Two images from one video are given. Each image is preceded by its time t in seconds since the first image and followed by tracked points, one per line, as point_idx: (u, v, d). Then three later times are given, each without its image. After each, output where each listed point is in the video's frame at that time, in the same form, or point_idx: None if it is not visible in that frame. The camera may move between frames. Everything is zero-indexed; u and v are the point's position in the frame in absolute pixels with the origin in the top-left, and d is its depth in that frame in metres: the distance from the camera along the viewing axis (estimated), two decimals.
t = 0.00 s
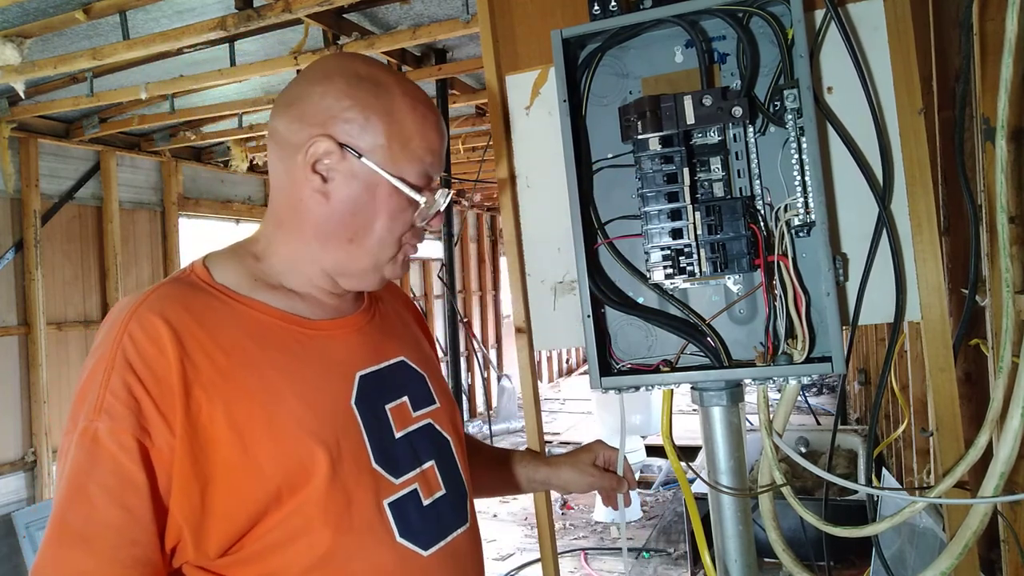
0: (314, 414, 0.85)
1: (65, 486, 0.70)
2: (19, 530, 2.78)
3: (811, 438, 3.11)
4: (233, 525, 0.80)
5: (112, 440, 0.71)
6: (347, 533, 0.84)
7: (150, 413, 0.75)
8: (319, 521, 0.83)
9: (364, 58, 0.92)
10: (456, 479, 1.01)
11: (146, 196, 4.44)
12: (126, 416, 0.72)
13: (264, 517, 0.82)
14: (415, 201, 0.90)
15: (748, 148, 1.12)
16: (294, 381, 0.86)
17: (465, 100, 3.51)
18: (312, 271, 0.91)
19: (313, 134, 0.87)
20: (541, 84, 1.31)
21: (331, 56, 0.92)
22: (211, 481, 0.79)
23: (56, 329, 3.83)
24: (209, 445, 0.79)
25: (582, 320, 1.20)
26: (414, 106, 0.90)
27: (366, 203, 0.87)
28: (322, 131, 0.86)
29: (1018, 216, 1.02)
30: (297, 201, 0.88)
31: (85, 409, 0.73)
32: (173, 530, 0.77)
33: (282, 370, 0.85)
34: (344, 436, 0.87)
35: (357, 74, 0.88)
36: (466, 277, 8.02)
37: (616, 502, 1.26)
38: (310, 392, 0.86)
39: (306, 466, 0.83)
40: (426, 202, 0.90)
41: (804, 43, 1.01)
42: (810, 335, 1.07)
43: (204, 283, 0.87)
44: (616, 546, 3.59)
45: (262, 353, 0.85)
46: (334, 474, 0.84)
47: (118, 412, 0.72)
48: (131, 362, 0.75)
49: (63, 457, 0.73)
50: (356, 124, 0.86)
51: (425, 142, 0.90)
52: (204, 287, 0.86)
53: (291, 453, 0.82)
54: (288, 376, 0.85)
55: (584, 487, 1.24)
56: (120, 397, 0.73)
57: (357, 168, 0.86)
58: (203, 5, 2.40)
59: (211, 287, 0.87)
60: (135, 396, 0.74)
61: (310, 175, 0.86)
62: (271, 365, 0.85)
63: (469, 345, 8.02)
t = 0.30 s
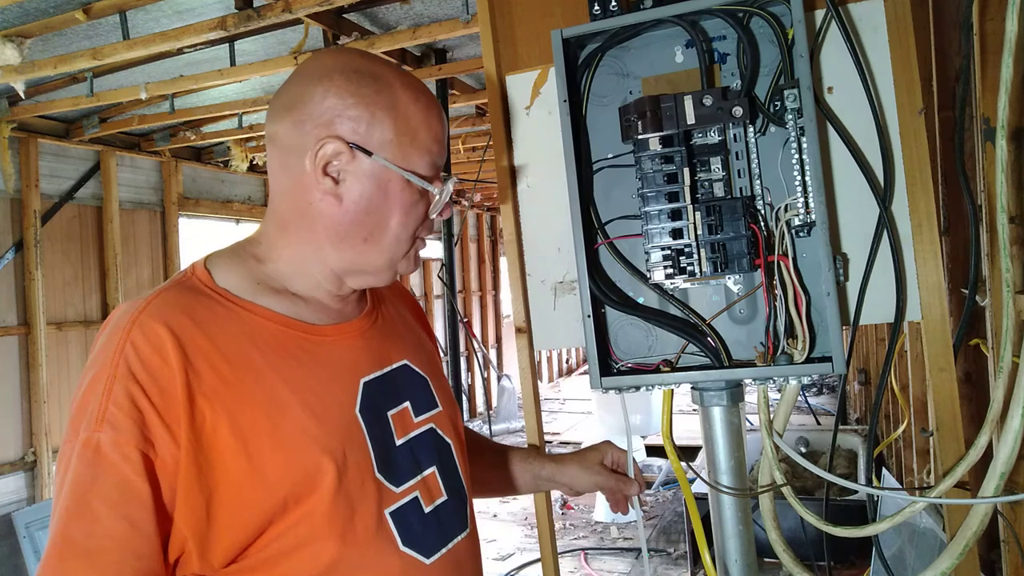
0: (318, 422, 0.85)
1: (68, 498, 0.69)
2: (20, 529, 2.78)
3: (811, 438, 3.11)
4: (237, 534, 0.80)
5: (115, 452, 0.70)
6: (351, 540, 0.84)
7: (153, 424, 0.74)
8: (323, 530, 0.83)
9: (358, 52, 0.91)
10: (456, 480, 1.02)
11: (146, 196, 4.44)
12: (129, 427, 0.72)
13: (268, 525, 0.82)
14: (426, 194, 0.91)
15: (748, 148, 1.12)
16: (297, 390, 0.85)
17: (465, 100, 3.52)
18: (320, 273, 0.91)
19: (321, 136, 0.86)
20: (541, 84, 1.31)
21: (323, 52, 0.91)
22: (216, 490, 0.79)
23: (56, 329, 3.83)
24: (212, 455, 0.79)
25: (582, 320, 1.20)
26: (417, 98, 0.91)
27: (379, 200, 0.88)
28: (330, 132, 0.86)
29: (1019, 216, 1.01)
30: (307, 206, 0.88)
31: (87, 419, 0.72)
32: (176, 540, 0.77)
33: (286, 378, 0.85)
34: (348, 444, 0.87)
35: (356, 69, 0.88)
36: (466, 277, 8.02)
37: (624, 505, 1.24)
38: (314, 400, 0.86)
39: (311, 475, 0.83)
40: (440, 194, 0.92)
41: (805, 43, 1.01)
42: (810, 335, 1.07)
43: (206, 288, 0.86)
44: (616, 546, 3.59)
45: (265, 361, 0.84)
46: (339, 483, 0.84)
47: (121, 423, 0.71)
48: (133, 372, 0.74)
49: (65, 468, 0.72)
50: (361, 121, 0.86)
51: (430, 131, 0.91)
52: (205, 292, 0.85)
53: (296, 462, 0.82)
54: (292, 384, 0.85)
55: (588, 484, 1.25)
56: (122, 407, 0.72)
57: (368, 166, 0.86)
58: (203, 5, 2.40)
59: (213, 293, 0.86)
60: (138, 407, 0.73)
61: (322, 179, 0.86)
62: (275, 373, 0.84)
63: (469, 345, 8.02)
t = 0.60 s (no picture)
0: (322, 423, 0.85)
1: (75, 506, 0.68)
2: (20, 529, 2.79)
3: (811, 438, 3.11)
4: (245, 537, 0.80)
5: (121, 458, 0.70)
6: (357, 540, 0.84)
7: (159, 429, 0.73)
8: (330, 531, 0.82)
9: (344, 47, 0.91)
10: (456, 478, 1.02)
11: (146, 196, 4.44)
12: (135, 433, 0.71)
13: (275, 528, 0.81)
14: (419, 184, 0.91)
15: (748, 148, 1.12)
16: (301, 391, 0.85)
17: (465, 100, 3.52)
18: (316, 271, 0.91)
19: (310, 132, 0.86)
20: (541, 84, 1.31)
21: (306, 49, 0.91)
22: (222, 494, 0.79)
23: (56, 329, 3.83)
24: (218, 459, 0.79)
25: (582, 320, 1.21)
26: (404, 89, 0.91)
27: (372, 193, 0.88)
28: (320, 128, 0.86)
29: (1019, 217, 1.01)
30: (300, 204, 0.88)
31: (91, 425, 0.71)
32: (184, 545, 0.76)
33: (289, 380, 0.85)
34: (352, 444, 0.87)
35: (342, 63, 0.87)
36: (466, 277, 8.02)
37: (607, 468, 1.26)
38: (317, 401, 0.86)
39: (317, 476, 0.83)
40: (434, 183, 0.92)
41: (805, 43, 1.01)
42: (810, 335, 1.07)
43: (205, 290, 0.85)
44: (616, 546, 3.59)
45: (268, 363, 0.84)
46: (346, 484, 0.84)
47: (126, 428, 0.71)
48: (137, 377, 0.74)
49: (69, 475, 0.71)
50: (350, 115, 0.86)
51: (420, 122, 0.92)
52: (205, 294, 0.85)
53: (302, 464, 0.82)
54: (296, 386, 0.85)
55: (573, 450, 1.25)
56: (128, 412, 0.71)
57: (360, 159, 0.86)
58: (203, 5, 2.40)
59: (212, 295, 0.85)
60: (144, 412, 0.73)
61: (314, 175, 0.86)
62: (278, 375, 0.84)
63: (469, 345, 8.03)
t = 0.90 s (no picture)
0: (328, 419, 0.85)
1: (84, 508, 0.67)
2: (20, 529, 2.79)
3: (811, 438, 3.11)
4: (253, 535, 0.79)
5: (131, 458, 0.69)
6: (364, 535, 0.85)
7: (168, 428, 0.73)
8: (339, 527, 0.82)
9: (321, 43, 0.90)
10: (456, 476, 1.02)
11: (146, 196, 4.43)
12: (145, 432, 0.70)
13: (283, 526, 0.81)
14: (406, 174, 0.91)
15: (748, 148, 1.12)
16: (306, 388, 0.85)
17: (465, 100, 3.52)
18: (311, 270, 0.91)
19: (292, 129, 0.86)
20: (541, 84, 1.31)
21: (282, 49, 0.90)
22: (231, 492, 0.78)
23: (56, 329, 3.83)
24: (226, 457, 0.78)
25: (582, 320, 1.21)
26: (383, 79, 0.90)
27: (359, 187, 0.87)
28: (302, 124, 0.86)
29: (1019, 216, 1.01)
30: (287, 202, 0.88)
31: (98, 427, 0.70)
32: (194, 545, 0.75)
33: (294, 377, 0.85)
34: (358, 439, 0.87)
35: (318, 58, 0.87)
36: (466, 277, 8.02)
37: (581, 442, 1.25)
38: (322, 397, 0.86)
39: (325, 472, 0.83)
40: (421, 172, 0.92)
41: (805, 43, 1.01)
42: (810, 335, 1.07)
43: (205, 290, 0.85)
44: (616, 546, 3.59)
45: (272, 361, 0.84)
46: (354, 480, 0.85)
47: (136, 428, 0.70)
48: (144, 376, 0.73)
49: (76, 478, 0.70)
50: (331, 109, 0.86)
51: (402, 111, 0.91)
52: (205, 294, 0.84)
53: (309, 460, 0.82)
54: (302, 384, 0.85)
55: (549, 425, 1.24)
56: (136, 412, 0.71)
57: (344, 153, 0.86)
58: (203, 5, 2.40)
59: (213, 295, 0.85)
60: (152, 411, 0.72)
61: (299, 172, 0.85)
62: (283, 373, 0.84)
63: (469, 345, 8.03)
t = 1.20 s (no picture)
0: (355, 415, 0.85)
1: (144, 515, 0.63)
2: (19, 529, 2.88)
3: (811, 438, 3.11)
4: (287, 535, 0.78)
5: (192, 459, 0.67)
6: (382, 529, 0.85)
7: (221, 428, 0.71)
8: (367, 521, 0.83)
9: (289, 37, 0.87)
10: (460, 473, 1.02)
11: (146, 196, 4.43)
12: (201, 433, 0.68)
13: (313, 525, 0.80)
14: (389, 163, 0.89)
15: (748, 148, 1.12)
16: (333, 386, 0.84)
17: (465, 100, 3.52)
18: (307, 269, 0.91)
19: (268, 129, 0.83)
20: (541, 84, 1.31)
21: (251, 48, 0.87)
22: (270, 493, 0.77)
23: (56, 329, 3.83)
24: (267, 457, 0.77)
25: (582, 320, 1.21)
26: (354, 66, 0.87)
27: (343, 180, 0.86)
28: (277, 122, 0.83)
29: (1019, 216, 1.01)
30: (272, 203, 0.86)
31: (148, 430, 0.67)
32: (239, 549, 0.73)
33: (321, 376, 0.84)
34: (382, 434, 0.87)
35: (287, 54, 0.84)
36: (466, 277, 8.03)
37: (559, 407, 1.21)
38: (347, 394, 0.85)
39: (357, 468, 0.83)
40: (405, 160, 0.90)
41: (805, 43, 1.01)
42: (810, 335, 1.07)
43: (223, 293, 0.82)
44: (615, 546, 3.59)
45: (298, 360, 0.83)
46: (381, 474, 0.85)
47: (193, 429, 0.68)
48: (191, 377, 0.71)
49: (122, 486, 0.66)
50: (306, 105, 0.83)
51: (378, 99, 0.89)
52: (224, 296, 0.82)
53: (342, 456, 0.82)
54: (329, 383, 0.84)
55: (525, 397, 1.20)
56: (190, 412, 0.69)
57: (323, 147, 0.84)
58: (203, 5, 2.40)
59: (233, 298, 0.82)
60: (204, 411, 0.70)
61: (280, 172, 0.83)
62: (310, 372, 0.83)
63: (469, 345, 8.03)
